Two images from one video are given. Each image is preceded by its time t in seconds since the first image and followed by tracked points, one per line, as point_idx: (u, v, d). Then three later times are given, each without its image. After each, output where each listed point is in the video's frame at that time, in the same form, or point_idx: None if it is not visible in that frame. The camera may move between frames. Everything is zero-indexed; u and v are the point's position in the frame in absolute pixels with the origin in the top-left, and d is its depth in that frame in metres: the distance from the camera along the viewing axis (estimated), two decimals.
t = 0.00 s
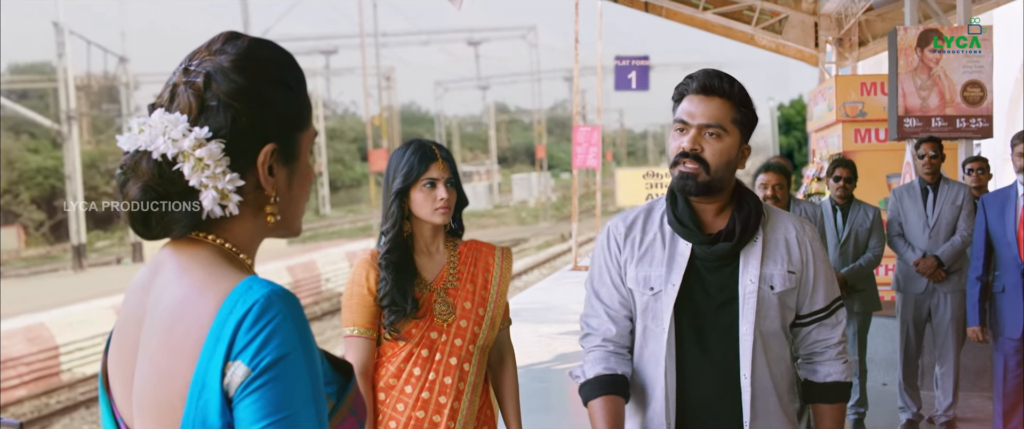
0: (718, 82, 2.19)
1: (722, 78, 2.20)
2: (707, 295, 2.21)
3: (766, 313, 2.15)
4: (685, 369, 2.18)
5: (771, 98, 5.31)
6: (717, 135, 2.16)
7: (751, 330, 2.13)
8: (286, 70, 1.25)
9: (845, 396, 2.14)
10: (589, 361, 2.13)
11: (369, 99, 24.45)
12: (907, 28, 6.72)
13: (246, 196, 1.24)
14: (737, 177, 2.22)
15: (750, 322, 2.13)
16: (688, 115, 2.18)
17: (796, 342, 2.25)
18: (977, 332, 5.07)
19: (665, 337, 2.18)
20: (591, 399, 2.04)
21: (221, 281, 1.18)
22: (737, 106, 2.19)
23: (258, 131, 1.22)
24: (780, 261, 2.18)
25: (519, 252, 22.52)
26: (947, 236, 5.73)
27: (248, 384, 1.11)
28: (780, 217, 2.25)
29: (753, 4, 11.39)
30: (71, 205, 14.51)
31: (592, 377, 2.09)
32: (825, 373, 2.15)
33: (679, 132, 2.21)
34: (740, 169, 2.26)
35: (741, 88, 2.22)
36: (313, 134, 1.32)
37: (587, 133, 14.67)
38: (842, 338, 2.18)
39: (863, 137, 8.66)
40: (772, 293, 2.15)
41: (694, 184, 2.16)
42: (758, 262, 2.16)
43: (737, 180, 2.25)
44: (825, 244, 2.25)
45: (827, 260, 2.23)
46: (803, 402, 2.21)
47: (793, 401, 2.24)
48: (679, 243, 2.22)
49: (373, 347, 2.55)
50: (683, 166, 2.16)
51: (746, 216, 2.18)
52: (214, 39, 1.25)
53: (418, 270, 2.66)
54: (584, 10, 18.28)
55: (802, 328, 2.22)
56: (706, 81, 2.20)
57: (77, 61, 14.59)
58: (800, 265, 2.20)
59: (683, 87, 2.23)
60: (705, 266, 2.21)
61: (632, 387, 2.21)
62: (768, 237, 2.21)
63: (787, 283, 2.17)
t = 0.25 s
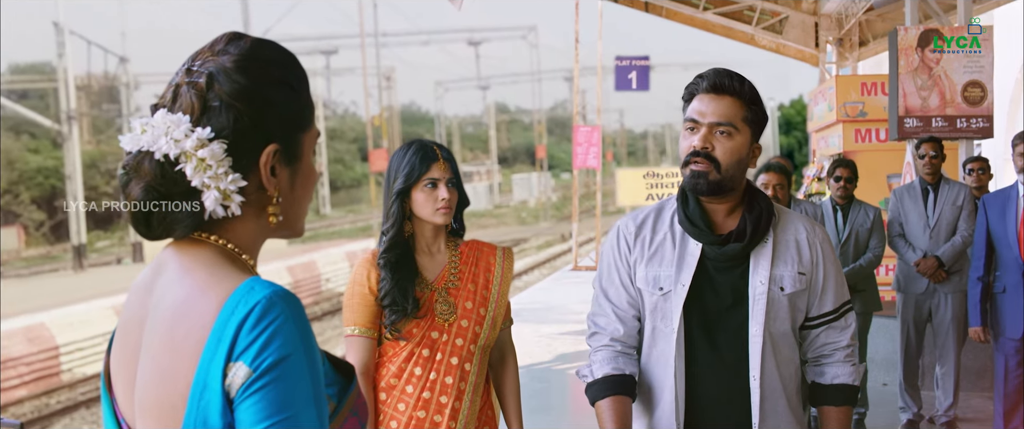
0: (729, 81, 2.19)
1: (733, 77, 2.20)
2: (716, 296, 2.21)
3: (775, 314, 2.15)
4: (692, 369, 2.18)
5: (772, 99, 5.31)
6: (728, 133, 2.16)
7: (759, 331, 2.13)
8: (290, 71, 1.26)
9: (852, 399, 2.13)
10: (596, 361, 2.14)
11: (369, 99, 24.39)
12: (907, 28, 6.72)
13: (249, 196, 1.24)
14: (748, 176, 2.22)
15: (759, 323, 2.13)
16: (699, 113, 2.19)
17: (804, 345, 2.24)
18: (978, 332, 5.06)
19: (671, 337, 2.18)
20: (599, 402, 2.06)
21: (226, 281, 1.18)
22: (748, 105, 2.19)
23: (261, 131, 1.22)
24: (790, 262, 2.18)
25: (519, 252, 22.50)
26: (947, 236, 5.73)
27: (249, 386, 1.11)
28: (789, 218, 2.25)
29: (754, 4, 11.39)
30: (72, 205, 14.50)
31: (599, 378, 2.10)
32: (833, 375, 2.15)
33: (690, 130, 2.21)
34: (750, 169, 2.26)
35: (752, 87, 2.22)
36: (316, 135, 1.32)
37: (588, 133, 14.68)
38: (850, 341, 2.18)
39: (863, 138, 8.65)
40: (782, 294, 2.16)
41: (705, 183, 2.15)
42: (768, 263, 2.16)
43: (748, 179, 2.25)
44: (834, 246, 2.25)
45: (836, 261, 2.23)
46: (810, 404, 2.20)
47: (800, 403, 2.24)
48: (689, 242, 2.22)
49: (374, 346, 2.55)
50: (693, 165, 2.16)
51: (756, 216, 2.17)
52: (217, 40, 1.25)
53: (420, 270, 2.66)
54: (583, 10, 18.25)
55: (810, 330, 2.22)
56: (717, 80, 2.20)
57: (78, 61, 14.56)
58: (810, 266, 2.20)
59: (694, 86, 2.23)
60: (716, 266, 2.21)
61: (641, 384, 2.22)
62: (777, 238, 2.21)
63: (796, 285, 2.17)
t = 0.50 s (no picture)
0: (737, 80, 2.20)
1: (741, 76, 2.20)
2: (722, 296, 2.20)
3: (782, 314, 2.15)
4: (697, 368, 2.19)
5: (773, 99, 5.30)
6: (736, 132, 2.16)
7: (767, 332, 2.13)
8: (290, 71, 1.26)
9: (862, 400, 2.12)
10: (596, 361, 2.16)
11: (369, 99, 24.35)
12: (907, 28, 6.72)
13: (249, 196, 1.24)
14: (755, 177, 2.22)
15: (766, 324, 2.13)
16: (707, 112, 2.19)
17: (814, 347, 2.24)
18: (979, 332, 5.06)
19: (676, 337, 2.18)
20: (595, 400, 2.10)
21: (226, 281, 1.18)
22: (756, 104, 2.19)
23: (260, 131, 1.21)
24: (798, 263, 2.18)
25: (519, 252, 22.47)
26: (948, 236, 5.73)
27: (248, 386, 1.10)
28: (796, 218, 2.25)
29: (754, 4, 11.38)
30: (72, 205, 14.49)
31: (599, 378, 2.12)
32: (841, 376, 2.15)
33: (697, 129, 2.21)
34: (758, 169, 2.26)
35: (759, 87, 2.23)
36: (317, 135, 1.32)
37: (588, 133, 14.68)
38: (860, 342, 2.17)
39: (863, 137, 8.65)
40: (789, 295, 2.15)
41: (713, 182, 2.15)
42: (776, 264, 2.16)
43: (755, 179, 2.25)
44: (843, 247, 2.25)
45: (845, 262, 2.23)
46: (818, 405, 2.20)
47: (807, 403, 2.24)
48: (696, 243, 2.22)
49: (374, 346, 2.55)
50: (701, 164, 2.16)
51: (764, 216, 2.17)
52: (216, 40, 1.25)
53: (421, 270, 2.66)
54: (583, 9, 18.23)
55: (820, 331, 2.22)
56: (725, 80, 2.20)
57: (78, 61, 14.54)
58: (818, 267, 2.20)
59: (702, 85, 2.23)
60: (722, 266, 2.21)
61: (645, 383, 2.23)
62: (785, 239, 2.21)
63: (804, 286, 2.17)
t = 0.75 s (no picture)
0: (740, 80, 2.19)
1: (744, 76, 2.20)
2: (724, 295, 2.20)
3: (787, 314, 2.15)
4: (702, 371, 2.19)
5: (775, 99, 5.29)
6: (740, 131, 2.17)
7: (771, 332, 2.13)
8: (290, 71, 1.26)
9: (865, 400, 2.12)
10: (597, 362, 2.17)
11: (368, 100, 24.33)
12: (907, 28, 6.72)
13: (248, 196, 1.24)
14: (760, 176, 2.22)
15: (770, 324, 2.13)
16: (710, 112, 2.19)
17: (816, 346, 2.24)
18: (978, 332, 5.06)
19: (679, 336, 2.17)
20: (592, 399, 2.11)
21: (228, 282, 1.18)
22: (760, 103, 2.20)
23: (260, 131, 1.21)
24: (803, 263, 2.18)
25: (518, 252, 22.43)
26: (948, 236, 5.73)
27: (248, 386, 1.10)
28: (801, 218, 2.25)
29: (754, 3, 11.37)
30: (72, 205, 14.47)
31: (598, 380, 2.13)
32: (844, 375, 2.15)
33: (702, 129, 2.21)
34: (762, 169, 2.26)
35: (764, 85, 2.22)
36: (318, 134, 1.32)
37: (588, 132, 14.65)
38: (862, 342, 2.17)
39: (863, 137, 8.65)
40: (794, 295, 2.16)
41: (719, 181, 2.15)
42: (780, 263, 2.16)
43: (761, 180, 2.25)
44: (845, 247, 2.25)
45: (848, 263, 2.22)
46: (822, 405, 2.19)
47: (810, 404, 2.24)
48: (699, 243, 2.22)
49: (376, 346, 2.55)
50: (706, 163, 2.16)
51: (768, 217, 2.17)
52: (215, 41, 1.25)
53: (422, 269, 2.66)
54: (583, 9, 18.21)
55: (823, 331, 2.21)
56: (729, 79, 2.20)
57: (78, 61, 14.50)
58: (821, 267, 2.20)
59: (704, 85, 2.23)
60: (727, 267, 2.21)
61: (647, 385, 2.23)
62: (789, 238, 2.21)
63: (808, 286, 2.16)
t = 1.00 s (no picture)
0: (741, 81, 2.19)
1: (744, 76, 2.20)
2: (726, 295, 2.20)
3: (788, 314, 2.14)
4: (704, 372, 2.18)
5: (775, 99, 5.29)
6: (740, 132, 2.16)
7: (772, 332, 2.12)
8: (289, 71, 1.25)
9: (865, 400, 2.11)
10: (598, 362, 2.17)
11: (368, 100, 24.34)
12: (908, 28, 6.73)
13: (247, 196, 1.24)
14: (760, 176, 2.21)
15: (772, 323, 2.12)
16: (710, 113, 2.19)
17: (818, 346, 2.24)
18: (979, 332, 5.05)
19: (681, 336, 2.17)
20: (596, 400, 2.11)
21: (228, 282, 1.17)
22: (760, 103, 2.19)
23: (259, 131, 1.21)
24: (803, 262, 2.17)
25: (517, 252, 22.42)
26: (948, 236, 5.72)
27: (248, 386, 1.10)
28: (802, 218, 2.25)
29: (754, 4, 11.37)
30: (72, 205, 14.47)
31: (600, 380, 2.13)
32: (844, 375, 2.14)
33: (701, 130, 2.21)
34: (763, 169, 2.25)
35: (763, 85, 2.22)
36: (318, 133, 1.32)
37: (588, 132, 14.65)
38: (863, 342, 2.17)
39: (864, 137, 8.65)
40: (795, 294, 2.15)
41: (719, 182, 2.15)
42: (781, 263, 2.16)
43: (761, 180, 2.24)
44: (847, 246, 2.25)
45: (850, 262, 2.22)
46: (823, 405, 2.19)
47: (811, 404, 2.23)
48: (700, 243, 2.21)
49: (377, 346, 2.55)
50: (705, 165, 2.16)
51: (769, 217, 2.17)
52: (213, 40, 1.25)
53: (423, 269, 2.66)
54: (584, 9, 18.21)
55: (824, 330, 2.21)
56: (728, 80, 2.20)
57: (78, 61, 14.52)
58: (823, 266, 2.19)
59: (704, 86, 2.23)
60: (728, 266, 2.20)
61: (648, 385, 2.22)
62: (790, 238, 2.21)
63: (810, 285, 2.16)
